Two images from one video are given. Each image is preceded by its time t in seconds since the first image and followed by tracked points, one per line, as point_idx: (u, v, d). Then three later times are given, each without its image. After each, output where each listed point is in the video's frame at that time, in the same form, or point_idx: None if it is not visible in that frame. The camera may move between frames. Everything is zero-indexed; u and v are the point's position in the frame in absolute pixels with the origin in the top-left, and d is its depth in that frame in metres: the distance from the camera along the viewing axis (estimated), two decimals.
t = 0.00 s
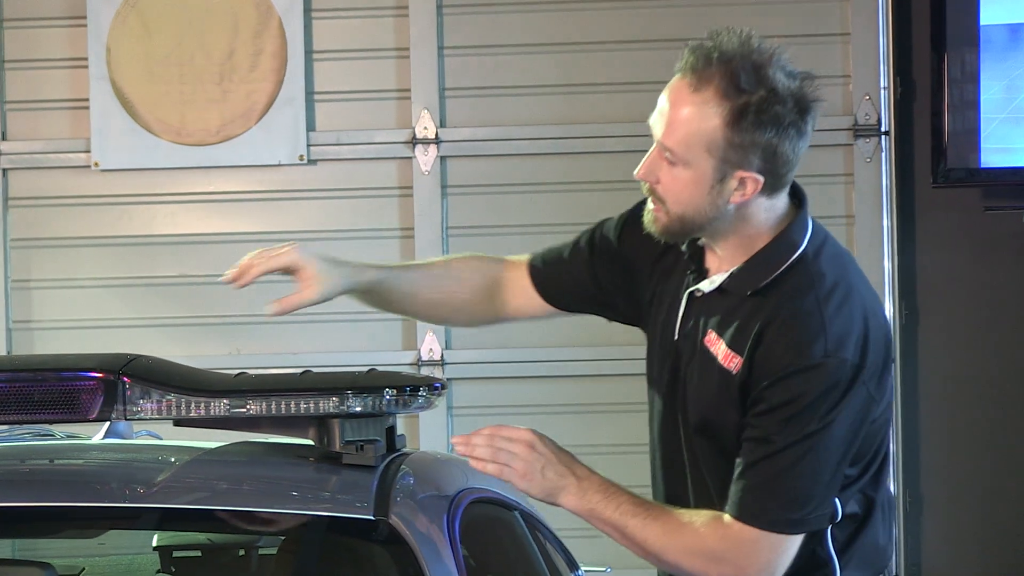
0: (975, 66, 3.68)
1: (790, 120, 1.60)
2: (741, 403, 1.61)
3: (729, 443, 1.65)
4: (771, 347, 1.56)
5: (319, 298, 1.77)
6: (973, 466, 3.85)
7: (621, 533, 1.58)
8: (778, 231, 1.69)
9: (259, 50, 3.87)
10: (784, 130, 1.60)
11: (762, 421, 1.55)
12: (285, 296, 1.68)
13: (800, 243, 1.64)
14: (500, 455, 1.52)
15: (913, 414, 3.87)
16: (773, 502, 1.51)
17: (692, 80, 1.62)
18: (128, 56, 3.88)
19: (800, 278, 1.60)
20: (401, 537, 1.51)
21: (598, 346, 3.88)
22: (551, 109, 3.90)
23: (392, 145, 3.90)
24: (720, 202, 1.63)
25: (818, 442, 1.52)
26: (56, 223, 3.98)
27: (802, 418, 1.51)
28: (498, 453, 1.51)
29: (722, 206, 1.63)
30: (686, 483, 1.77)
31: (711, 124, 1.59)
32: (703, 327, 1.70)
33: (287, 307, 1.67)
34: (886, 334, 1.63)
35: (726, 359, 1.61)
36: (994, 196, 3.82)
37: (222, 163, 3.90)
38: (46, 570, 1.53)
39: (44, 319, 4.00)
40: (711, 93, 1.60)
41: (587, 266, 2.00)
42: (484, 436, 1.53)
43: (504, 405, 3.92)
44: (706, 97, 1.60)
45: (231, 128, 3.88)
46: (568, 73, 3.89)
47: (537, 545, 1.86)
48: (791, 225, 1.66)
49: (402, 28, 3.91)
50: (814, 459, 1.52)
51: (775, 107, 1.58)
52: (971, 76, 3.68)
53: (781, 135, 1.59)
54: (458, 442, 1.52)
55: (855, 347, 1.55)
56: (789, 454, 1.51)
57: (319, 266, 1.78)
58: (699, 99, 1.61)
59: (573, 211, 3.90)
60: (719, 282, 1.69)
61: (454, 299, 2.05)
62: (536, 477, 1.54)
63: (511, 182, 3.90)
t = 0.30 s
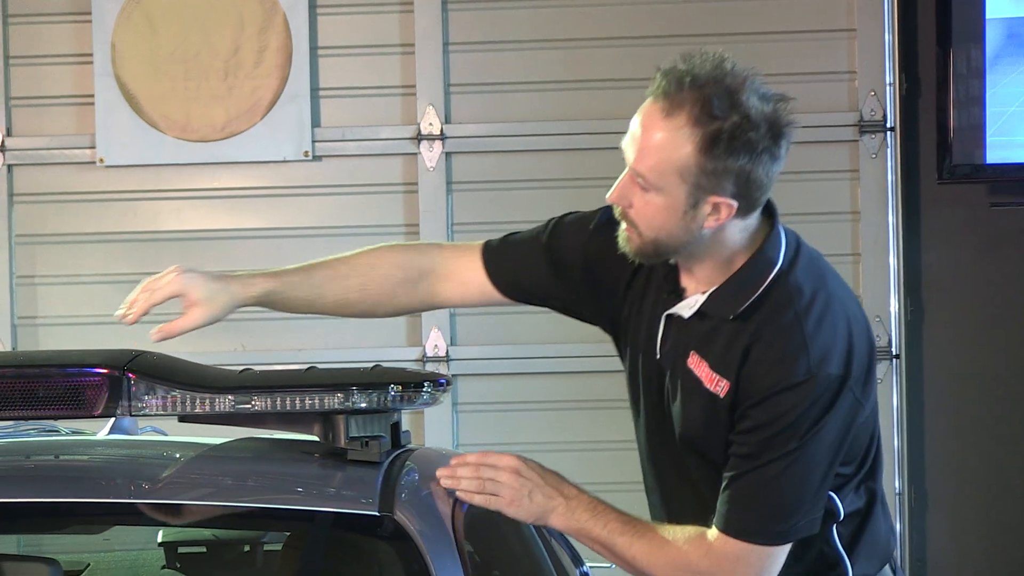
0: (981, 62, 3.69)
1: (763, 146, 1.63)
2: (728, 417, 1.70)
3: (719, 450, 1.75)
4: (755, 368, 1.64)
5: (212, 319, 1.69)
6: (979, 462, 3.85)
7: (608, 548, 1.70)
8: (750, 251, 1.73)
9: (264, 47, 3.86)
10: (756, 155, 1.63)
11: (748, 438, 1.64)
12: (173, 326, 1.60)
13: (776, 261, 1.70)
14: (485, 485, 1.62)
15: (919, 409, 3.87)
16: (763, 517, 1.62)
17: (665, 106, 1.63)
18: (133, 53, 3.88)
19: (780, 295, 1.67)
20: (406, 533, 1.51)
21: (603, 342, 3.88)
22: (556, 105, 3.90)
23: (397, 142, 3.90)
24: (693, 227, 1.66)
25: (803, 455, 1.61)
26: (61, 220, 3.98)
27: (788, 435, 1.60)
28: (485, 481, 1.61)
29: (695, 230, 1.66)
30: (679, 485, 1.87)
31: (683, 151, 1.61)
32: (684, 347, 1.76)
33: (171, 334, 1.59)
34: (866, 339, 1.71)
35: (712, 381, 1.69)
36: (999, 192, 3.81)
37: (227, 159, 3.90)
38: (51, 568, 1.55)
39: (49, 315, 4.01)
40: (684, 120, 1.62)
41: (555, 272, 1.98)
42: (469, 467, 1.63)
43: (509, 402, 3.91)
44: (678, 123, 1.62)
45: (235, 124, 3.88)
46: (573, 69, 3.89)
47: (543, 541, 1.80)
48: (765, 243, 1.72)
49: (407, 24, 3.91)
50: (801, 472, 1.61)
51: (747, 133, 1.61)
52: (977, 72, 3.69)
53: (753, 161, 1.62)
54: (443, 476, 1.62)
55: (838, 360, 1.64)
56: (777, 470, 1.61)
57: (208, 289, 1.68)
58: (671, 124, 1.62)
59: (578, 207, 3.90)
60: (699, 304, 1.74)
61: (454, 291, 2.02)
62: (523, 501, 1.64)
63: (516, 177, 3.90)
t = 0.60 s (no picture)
0: (985, 60, 3.73)
1: (734, 164, 1.72)
2: (723, 430, 1.72)
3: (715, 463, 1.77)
4: (748, 381, 1.67)
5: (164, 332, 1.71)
6: (983, 460, 3.84)
7: (611, 557, 1.70)
8: (732, 267, 1.80)
9: (269, 43, 3.87)
10: (729, 173, 1.71)
11: (745, 451, 1.66)
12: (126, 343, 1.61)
13: (760, 272, 1.74)
14: (486, 488, 1.61)
15: (923, 406, 3.87)
16: (765, 528, 1.63)
17: (637, 127, 1.71)
18: (139, 49, 3.89)
19: (768, 306, 1.70)
20: (408, 528, 1.50)
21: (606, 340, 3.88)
22: (560, 101, 3.90)
23: (401, 138, 3.90)
24: (670, 246, 1.74)
25: (800, 464, 1.63)
26: (65, 216, 3.98)
27: (783, 444, 1.63)
28: (487, 483, 1.60)
29: (673, 250, 1.74)
30: (678, 499, 1.88)
31: (655, 172, 1.70)
32: (673, 364, 1.78)
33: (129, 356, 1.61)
34: (851, 345, 1.75)
35: (702, 398, 1.72)
36: (1003, 190, 3.82)
37: (232, 155, 3.90)
38: (54, 563, 1.55)
39: (53, 310, 4.00)
40: (656, 142, 1.70)
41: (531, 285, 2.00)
42: (472, 470, 1.63)
43: (512, 400, 3.91)
44: (650, 144, 1.71)
45: (240, 120, 3.88)
46: (578, 66, 3.89)
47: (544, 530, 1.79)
48: (748, 256, 1.76)
49: (412, 20, 3.91)
50: (798, 481, 1.63)
51: (718, 153, 1.70)
52: (980, 70, 3.73)
53: (725, 179, 1.71)
54: (446, 476, 1.61)
55: (827, 367, 1.67)
56: (775, 480, 1.62)
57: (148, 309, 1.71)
58: (644, 146, 1.71)
59: (582, 204, 3.90)
60: (685, 322, 1.77)
61: (456, 290, 2.03)
62: (525, 506, 1.63)
63: (520, 174, 3.90)
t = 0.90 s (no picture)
0: (992, 59, 3.70)
1: (732, 168, 1.71)
2: (727, 433, 1.72)
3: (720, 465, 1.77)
4: (751, 383, 1.67)
5: (162, 340, 1.70)
6: (990, 458, 3.84)
7: (618, 557, 1.70)
8: (732, 270, 1.80)
9: (276, 41, 3.86)
10: (727, 177, 1.71)
11: (750, 453, 1.65)
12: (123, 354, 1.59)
13: (760, 275, 1.75)
14: (492, 487, 1.60)
15: (931, 404, 3.86)
16: (772, 529, 1.62)
17: (635, 131, 1.72)
18: (144, 46, 3.88)
19: (770, 309, 1.70)
20: (415, 526, 1.50)
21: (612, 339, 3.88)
22: (567, 100, 3.90)
23: (409, 137, 3.90)
24: (667, 249, 1.74)
25: (805, 465, 1.62)
26: (72, 214, 3.98)
27: (788, 446, 1.62)
28: (494, 481, 1.60)
29: (670, 253, 1.74)
30: (684, 502, 1.88)
31: (653, 174, 1.70)
32: (675, 368, 1.78)
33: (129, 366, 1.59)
34: (853, 345, 1.75)
35: (706, 401, 1.72)
36: (1011, 189, 3.81)
37: (238, 153, 3.90)
38: (61, 561, 1.55)
39: (59, 309, 4.00)
40: (653, 145, 1.70)
41: (530, 290, 1.99)
42: (478, 469, 1.62)
43: (518, 398, 3.91)
44: (647, 147, 1.71)
45: (247, 118, 3.88)
46: (585, 64, 3.89)
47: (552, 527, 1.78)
48: (748, 259, 1.76)
49: (419, 19, 3.91)
50: (804, 482, 1.63)
51: (716, 156, 1.70)
52: (988, 69, 3.70)
53: (724, 183, 1.71)
54: (453, 475, 1.61)
55: (831, 367, 1.67)
56: (781, 482, 1.62)
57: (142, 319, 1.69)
58: (641, 148, 1.71)
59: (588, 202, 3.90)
60: (688, 326, 1.76)
61: (458, 295, 2.02)
62: (531, 506, 1.63)
63: (527, 172, 3.90)
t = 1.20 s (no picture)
0: (1004, 61, 3.69)
1: (738, 184, 1.72)
2: (738, 438, 1.72)
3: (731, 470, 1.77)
4: (763, 389, 1.67)
5: (172, 345, 1.70)
6: (1001, 462, 3.84)
7: (628, 562, 1.69)
8: (740, 277, 1.80)
9: (286, 43, 3.87)
10: (733, 193, 1.71)
11: (761, 458, 1.65)
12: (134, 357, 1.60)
13: (769, 281, 1.75)
14: (503, 489, 1.60)
15: (942, 408, 3.86)
16: (783, 533, 1.62)
17: (639, 150, 1.71)
18: (154, 46, 3.88)
19: (781, 314, 1.71)
20: (427, 529, 1.50)
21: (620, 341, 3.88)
22: (577, 103, 3.90)
23: (418, 139, 3.90)
24: (676, 266, 1.73)
25: (817, 469, 1.62)
26: (82, 215, 3.99)
27: (801, 450, 1.62)
28: (504, 484, 1.60)
29: (679, 269, 1.74)
30: (695, 507, 1.88)
31: (660, 195, 1.70)
32: (686, 374, 1.78)
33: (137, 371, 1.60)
34: (865, 350, 1.75)
35: (718, 408, 1.72)
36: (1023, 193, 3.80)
37: (249, 154, 3.90)
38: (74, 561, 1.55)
39: (71, 310, 4.01)
40: (659, 164, 1.70)
41: (539, 296, 1.99)
42: (489, 471, 1.62)
43: (526, 400, 3.91)
44: (653, 166, 1.70)
45: (258, 119, 3.88)
46: (594, 66, 3.89)
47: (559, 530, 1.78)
48: (757, 266, 1.77)
49: (429, 21, 3.91)
50: (816, 486, 1.63)
51: (721, 173, 1.70)
52: (1000, 71, 3.69)
53: (730, 199, 1.71)
54: (464, 477, 1.61)
55: (842, 372, 1.67)
56: (793, 486, 1.62)
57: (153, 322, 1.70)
58: (647, 167, 1.71)
59: (598, 204, 3.90)
60: (697, 334, 1.76)
61: (469, 301, 2.01)
62: (540, 510, 1.62)
63: (538, 174, 3.90)
